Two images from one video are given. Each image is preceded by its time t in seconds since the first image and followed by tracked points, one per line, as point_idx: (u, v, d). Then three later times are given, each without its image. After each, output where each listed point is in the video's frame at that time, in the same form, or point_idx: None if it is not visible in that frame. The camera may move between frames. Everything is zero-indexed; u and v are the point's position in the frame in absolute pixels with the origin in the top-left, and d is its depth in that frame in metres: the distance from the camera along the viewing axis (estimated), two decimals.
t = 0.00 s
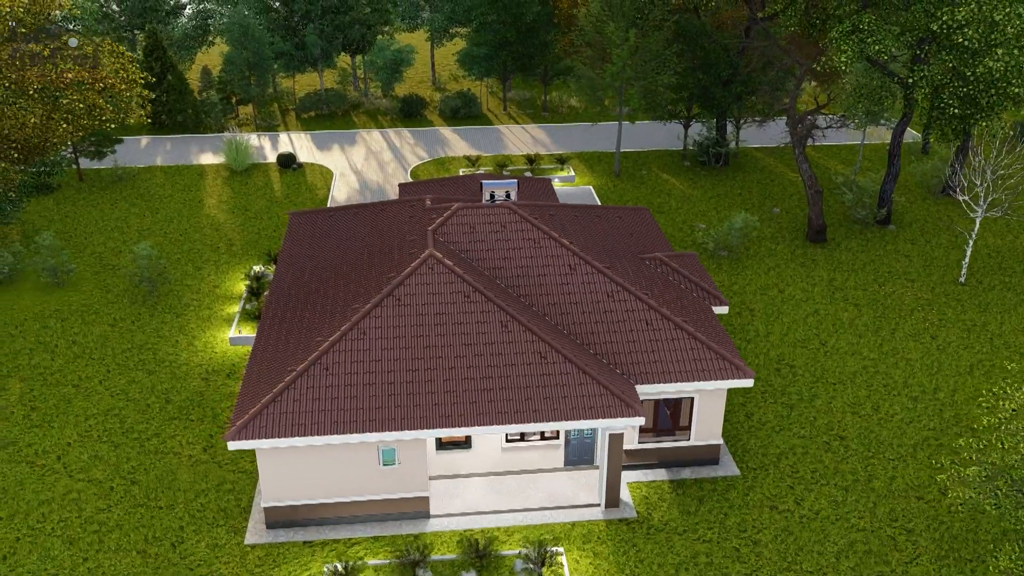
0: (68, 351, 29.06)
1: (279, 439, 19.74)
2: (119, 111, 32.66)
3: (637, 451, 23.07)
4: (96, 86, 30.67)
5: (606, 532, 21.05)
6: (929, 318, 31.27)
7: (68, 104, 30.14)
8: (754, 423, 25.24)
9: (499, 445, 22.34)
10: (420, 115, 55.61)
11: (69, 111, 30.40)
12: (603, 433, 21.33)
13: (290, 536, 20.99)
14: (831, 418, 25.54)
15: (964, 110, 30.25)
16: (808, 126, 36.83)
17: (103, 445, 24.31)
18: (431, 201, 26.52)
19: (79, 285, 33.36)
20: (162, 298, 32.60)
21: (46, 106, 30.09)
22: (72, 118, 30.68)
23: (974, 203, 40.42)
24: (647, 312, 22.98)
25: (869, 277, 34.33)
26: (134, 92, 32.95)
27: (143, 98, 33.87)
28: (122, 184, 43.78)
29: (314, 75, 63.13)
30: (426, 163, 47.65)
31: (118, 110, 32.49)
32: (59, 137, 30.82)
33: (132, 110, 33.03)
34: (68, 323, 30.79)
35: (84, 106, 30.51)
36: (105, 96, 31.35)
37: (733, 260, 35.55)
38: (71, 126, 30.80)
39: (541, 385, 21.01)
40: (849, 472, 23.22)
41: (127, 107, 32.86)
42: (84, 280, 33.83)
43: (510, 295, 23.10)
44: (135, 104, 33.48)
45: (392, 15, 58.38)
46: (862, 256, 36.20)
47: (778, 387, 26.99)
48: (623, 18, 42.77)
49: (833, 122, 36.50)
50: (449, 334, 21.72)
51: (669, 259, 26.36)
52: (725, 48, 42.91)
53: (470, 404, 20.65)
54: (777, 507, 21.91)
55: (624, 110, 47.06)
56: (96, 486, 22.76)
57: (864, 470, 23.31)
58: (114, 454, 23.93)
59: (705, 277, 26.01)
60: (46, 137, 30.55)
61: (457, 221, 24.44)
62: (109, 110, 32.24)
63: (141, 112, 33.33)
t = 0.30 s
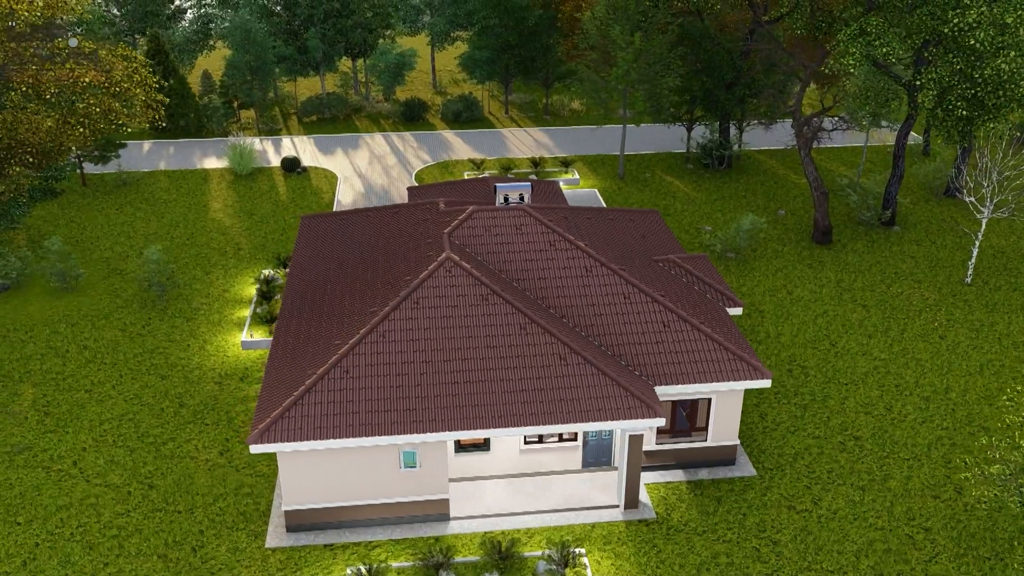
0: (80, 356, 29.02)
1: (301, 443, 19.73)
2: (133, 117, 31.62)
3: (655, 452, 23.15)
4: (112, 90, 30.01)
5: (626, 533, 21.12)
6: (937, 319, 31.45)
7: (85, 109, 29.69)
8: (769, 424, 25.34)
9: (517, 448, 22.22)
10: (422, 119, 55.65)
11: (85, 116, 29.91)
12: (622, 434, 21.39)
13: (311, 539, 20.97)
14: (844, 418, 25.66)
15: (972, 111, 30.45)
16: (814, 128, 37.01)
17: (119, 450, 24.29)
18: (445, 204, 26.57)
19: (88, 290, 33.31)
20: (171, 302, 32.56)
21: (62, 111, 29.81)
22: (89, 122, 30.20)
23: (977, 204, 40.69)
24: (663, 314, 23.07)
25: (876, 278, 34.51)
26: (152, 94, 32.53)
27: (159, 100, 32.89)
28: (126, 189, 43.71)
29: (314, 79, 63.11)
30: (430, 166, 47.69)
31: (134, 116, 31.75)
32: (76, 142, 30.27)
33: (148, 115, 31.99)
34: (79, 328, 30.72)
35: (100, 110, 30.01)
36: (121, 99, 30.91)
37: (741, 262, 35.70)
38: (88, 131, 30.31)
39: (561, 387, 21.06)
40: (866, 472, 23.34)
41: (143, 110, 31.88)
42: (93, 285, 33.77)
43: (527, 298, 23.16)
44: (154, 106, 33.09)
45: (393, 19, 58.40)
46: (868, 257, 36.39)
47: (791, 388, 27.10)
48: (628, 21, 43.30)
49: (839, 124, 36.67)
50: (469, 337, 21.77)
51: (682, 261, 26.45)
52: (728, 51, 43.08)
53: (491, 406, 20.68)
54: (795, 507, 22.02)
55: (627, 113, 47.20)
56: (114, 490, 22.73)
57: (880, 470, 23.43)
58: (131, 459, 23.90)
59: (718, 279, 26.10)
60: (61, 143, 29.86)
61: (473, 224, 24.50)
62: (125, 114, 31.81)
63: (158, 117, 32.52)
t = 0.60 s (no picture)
0: (91, 360, 28.95)
1: (322, 445, 19.76)
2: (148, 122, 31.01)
3: (671, 452, 23.26)
4: (127, 94, 29.85)
5: (645, 533, 21.20)
6: (944, 318, 31.64)
7: (100, 113, 29.33)
8: (782, 424, 25.46)
9: (536, 448, 22.50)
10: (423, 122, 55.68)
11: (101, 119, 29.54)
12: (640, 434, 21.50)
13: (331, 542, 21.00)
14: (857, 418, 25.80)
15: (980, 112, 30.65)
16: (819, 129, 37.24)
17: (134, 454, 24.24)
18: (457, 207, 26.62)
19: (95, 295, 33.23)
20: (180, 306, 32.51)
21: (78, 115, 29.63)
22: (105, 125, 29.96)
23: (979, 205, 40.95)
24: (678, 315, 23.18)
25: (883, 279, 34.71)
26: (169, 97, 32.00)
27: (173, 104, 32.25)
28: (130, 193, 43.60)
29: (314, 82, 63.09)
30: (433, 169, 47.74)
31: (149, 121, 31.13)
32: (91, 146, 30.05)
33: (164, 117, 31.34)
34: (89, 333, 30.63)
35: (116, 114, 29.64)
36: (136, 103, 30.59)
37: (747, 263, 35.85)
38: (103, 134, 30.12)
39: (580, 387, 21.14)
40: (880, 471, 23.47)
41: (156, 114, 31.02)
42: (101, 289, 33.70)
43: (543, 299, 23.23)
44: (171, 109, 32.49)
45: (394, 22, 58.42)
46: (873, 257, 36.60)
47: (802, 388, 27.23)
48: (632, 24, 43.51)
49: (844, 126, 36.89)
50: (486, 339, 21.83)
51: (694, 262, 26.55)
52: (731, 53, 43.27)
53: (510, 407, 20.74)
54: (812, 506, 22.14)
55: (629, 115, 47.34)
56: (131, 495, 22.68)
57: (895, 469, 23.57)
58: (146, 463, 23.85)
59: (730, 280, 26.21)
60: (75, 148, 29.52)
61: (487, 226, 24.56)
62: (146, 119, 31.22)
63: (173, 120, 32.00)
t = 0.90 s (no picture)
0: (100, 364, 28.89)
1: (343, 447, 19.77)
2: (161, 125, 31.43)
3: (686, 452, 23.37)
4: (140, 96, 30.45)
5: (662, 533, 21.29)
6: (950, 317, 31.88)
7: (115, 115, 29.75)
8: (794, 423, 25.60)
9: (551, 448, 22.77)
10: (423, 124, 55.73)
11: (116, 122, 30.01)
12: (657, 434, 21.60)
13: (350, 543, 21.04)
14: (868, 416, 25.97)
15: (984, 112, 30.88)
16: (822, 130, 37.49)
17: (148, 458, 24.21)
18: (469, 209, 26.70)
19: (102, 298, 33.16)
20: (188, 309, 32.47)
21: (91, 119, 29.94)
22: (119, 129, 30.29)
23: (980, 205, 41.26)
24: (693, 315, 23.30)
25: (887, 279, 34.94)
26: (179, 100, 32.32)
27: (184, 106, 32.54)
28: (132, 197, 43.48)
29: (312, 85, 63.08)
30: (436, 172, 47.79)
31: (161, 124, 31.60)
32: (104, 149, 30.29)
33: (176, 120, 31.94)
34: (97, 337, 30.57)
35: (128, 116, 30.11)
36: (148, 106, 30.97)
37: (752, 264, 36.02)
38: (117, 138, 30.39)
39: (598, 388, 21.23)
40: (893, 469, 23.63)
41: (168, 117, 31.59)
42: (108, 293, 33.65)
43: (558, 300, 23.31)
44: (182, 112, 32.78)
45: (394, 25, 58.49)
46: (877, 257, 36.84)
47: (813, 387, 27.38)
48: (635, 27, 43.53)
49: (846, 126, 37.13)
50: (504, 340, 21.90)
51: (705, 263, 26.70)
52: (733, 55, 43.49)
53: (529, 408, 20.79)
54: (827, 505, 22.27)
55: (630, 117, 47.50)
56: (147, 498, 22.64)
57: (907, 466, 23.73)
58: (161, 466, 23.83)
59: (741, 281, 26.36)
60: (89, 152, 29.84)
61: (500, 228, 24.63)
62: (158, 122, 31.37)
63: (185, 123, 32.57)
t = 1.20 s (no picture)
0: (108, 367, 28.80)
1: (361, 447, 19.81)
2: (172, 127, 31.25)
3: (699, 450, 23.50)
4: (151, 99, 30.30)
5: (678, 531, 21.41)
6: (953, 315, 32.13)
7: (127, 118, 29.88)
8: (804, 421, 25.78)
9: (565, 448, 22.88)
10: (422, 126, 55.75)
11: (128, 126, 30.25)
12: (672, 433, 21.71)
13: (367, 544, 21.08)
14: (877, 414, 26.16)
15: (987, 112, 31.09)
16: (823, 130, 37.73)
17: (161, 461, 24.15)
18: (478, 210, 26.78)
19: (106, 302, 33.05)
20: (193, 312, 32.39)
21: (103, 122, 30.20)
22: (131, 131, 30.37)
23: (978, 205, 41.59)
24: (705, 314, 23.43)
25: (889, 277, 35.19)
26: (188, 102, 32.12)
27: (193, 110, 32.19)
28: (132, 200, 43.33)
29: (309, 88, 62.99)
30: (437, 173, 47.83)
31: (172, 126, 31.40)
32: (110, 152, 30.25)
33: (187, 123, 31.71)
34: (104, 340, 30.46)
35: (137, 119, 30.07)
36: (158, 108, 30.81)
37: (756, 263, 36.22)
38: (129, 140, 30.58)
39: (613, 387, 21.32)
40: (904, 465, 23.82)
41: (178, 119, 31.37)
42: (112, 296, 33.54)
43: (570, 300, 23.42)
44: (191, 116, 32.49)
45: (391, 27, 58.49)
46: (878, 256, 37.10)
47: (821, 386, 27.54)
48: (635, 28, 43.67)
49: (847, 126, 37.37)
50: (519, 340, 21.98)
51: (713, 263, 26.86)
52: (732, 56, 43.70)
53: (545, 407, 20.87)
54: (840, 502, 22.43)
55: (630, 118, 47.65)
56: (161, 501, 22.59)
57: (917, 463, 23.93)
58: (173, 470, 23.78)
59: (749, 280, 26.51)
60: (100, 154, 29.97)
61: (512, 229, 24.73)
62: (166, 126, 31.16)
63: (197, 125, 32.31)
